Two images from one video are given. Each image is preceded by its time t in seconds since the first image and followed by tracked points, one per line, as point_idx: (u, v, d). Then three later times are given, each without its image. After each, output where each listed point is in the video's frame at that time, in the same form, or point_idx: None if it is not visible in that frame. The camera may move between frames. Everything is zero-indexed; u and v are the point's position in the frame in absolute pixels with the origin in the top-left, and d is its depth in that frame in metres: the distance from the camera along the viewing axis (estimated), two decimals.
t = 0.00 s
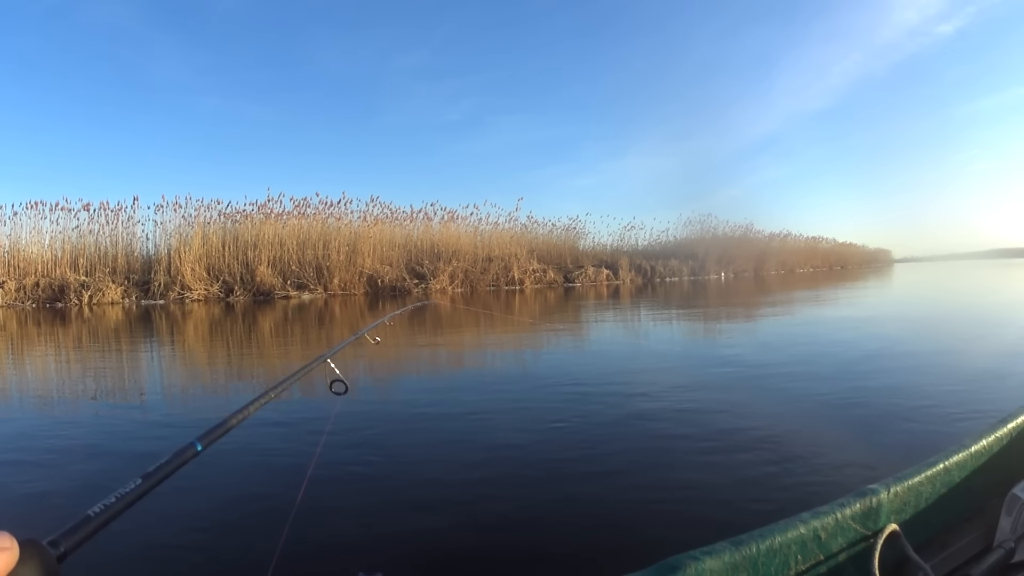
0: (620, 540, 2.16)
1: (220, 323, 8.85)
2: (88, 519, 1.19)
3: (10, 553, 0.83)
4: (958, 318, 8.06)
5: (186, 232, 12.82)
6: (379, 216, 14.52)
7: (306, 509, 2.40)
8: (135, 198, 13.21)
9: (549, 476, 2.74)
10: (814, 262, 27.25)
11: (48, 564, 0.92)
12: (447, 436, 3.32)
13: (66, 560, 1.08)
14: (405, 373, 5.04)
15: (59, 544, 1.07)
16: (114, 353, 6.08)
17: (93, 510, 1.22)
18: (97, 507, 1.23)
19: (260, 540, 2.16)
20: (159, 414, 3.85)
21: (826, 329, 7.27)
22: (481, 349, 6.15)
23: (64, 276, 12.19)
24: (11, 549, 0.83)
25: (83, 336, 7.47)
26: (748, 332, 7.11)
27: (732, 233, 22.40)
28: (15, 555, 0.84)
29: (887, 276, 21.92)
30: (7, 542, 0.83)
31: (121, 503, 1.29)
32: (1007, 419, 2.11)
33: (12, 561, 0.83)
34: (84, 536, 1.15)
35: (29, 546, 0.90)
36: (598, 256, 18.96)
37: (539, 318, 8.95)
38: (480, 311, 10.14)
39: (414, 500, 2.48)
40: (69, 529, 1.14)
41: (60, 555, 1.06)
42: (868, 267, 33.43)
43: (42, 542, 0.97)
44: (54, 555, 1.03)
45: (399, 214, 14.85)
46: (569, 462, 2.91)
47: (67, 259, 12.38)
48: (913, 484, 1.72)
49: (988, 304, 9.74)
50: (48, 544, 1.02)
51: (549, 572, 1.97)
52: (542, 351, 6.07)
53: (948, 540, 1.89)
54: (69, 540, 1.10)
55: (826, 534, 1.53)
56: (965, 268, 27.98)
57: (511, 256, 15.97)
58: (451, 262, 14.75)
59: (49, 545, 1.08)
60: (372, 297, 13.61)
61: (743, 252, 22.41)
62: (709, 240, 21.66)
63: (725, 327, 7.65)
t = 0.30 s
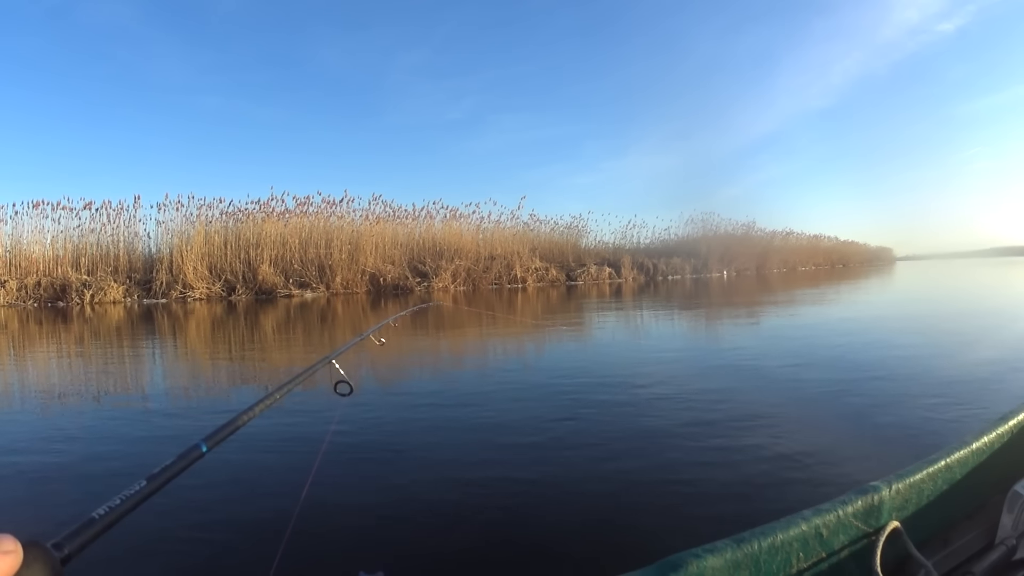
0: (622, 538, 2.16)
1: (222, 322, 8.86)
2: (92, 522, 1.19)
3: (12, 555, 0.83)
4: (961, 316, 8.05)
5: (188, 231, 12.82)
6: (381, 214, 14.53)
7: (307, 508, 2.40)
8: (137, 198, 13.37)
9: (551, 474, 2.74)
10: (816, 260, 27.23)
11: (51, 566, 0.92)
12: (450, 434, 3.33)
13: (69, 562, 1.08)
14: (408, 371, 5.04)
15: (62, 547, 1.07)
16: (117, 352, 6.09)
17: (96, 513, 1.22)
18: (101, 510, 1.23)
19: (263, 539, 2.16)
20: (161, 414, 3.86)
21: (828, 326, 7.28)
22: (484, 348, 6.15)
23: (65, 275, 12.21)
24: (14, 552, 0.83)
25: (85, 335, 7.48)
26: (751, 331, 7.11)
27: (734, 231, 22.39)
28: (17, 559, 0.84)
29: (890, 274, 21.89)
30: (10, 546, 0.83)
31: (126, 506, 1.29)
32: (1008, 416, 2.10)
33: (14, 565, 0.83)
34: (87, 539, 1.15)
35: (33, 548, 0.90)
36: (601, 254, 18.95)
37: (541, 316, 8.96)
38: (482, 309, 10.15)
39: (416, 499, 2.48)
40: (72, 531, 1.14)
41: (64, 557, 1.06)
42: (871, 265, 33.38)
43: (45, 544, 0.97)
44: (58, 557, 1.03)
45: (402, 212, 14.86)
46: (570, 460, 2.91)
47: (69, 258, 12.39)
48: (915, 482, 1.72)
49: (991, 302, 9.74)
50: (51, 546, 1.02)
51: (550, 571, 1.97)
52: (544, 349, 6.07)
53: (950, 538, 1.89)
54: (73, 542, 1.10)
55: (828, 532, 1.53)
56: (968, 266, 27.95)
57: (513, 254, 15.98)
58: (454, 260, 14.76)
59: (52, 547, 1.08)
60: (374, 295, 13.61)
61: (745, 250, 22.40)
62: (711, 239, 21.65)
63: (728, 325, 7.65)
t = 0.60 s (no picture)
0: (622, 536, 2.16)
1: (224, 319, 8.88)
2: (93, 520, 1.19)
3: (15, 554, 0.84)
4: (965, 313, 8.04)
5: (190, 229, 12.84)
6: (383, 212, 14.53)
7: (308, 506, 2.40)
8: (140, 196, 13.41)
9: (552, 472, 2.75)
10: (819, 257, 27.22)
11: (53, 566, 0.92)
12: (452, 432, 3.33)
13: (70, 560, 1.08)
14: (410, 369, 5.06)
15: (63, 546, 1.08)
16: (119, 351, 6.11)
17: (98, 512, 1.22)
18: (103, 509, 1.23)
19: (265, 537, 2.16)
20: (164, 411, 3.88)
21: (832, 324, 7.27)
22: (487, 345, 6.17)
23: (67, 274, 12.23)
24: (15, 551, 0.83)
25: (88, 334, 7.50)
26: (753, 328, 7.11)
27: (737, 229, 22.36)
28: (19, 558, 0.84)
29: (893, 271, 21.86)
30: (11, 544, 0.83)
31: (127, 504, 1.29)
32: (1008, 413, 2.10)
33: (16, 563, 0.83)
34: (89, 538, 1.15)
35: (34, 547, 0.91)
36: (603, 251, 18.95)
37: (544, 314, 8.98)
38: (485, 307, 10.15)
39: (418, 497, 2.48)
40: (74, 529, 1.15)
41: (65, 556, 1.07)
42: (873, 263, 33.33)
43: (46, 544, 0.97)
44: (60, 556, 1.03)
45: (404, 210, 14.85)
46: (572, 458, 2.92)
47: (70, 256, 12.42)
48: (916, 479, 1.72)
49: (995, 299, 9.72)
50: (52, 545, 1.03)
51: (551, 568, 1.98)
52: (547, 347, 6.09)
53: (950, 535, 1.89)
54: (74, 541, 1.10)
55: (829, 529, 1.54)
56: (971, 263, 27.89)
57: (516, 252, 15.97)
58: (456, 258, 14.77)
59: (53, 546, 1.08)
60: (377, 293, 13.62)
61: (748, 247, 22.38)
62: (714, 236, 21.64)
63: (730, 322, 7.65)
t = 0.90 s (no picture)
0: (623, 536, 2.16)
1: (227, 319, 8.91)
2: (93, 519, 1.20)
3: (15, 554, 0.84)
4: (969, 313, 8.02)
5: (193, 229, 12.86)
6: (386, 211, 14.54)
7: (309, 505, 2.41)
8: (143, 196, 13.45)
9: (552, 471, 2.75)
10: (822, 256, 27.18)
11: (52, 566, 0.91)
12: (453, 431, 3.34)
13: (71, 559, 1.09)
14: (413, 368, 5.08)
15: (64, 544, 1.09)
16: (122, 350, 6.13)
17: (98, 511, 1.23)
18: (103, 507, 1.24)
19: (266, 536, 2.17)
20: (167, 411, 3.90)
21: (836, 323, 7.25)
22: (490, 345, 6.18)
23: (69, 274, 12.26)
24: (15, 550, 0.84)
25: (91, 333, 7.53)
26: (756, 327, 7.12)
27: (740, 228, 22.34)
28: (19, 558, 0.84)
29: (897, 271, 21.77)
30: (11, 543, 0.84)
31: (126, 503, 1.30)
32: (1009, 413, 2.10)
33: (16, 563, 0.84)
34: (89, 536, 1.16)
35: (34, 546, 0.91)
36: (607, 251, 18.93)
37: (547, 313, 8.98)
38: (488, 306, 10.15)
39: (418, 496, 2.49)
40: (74, 527, 1.16)
41: (65, 554, 1.08)
42: (877, 262, 33.28)
43: (46, 542, 0.98)
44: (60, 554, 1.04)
45: (407, 210, 14.86)
46: (572, 457, 2.92)
47: (73, 256, 12.45)
48: (916, 479, 1.72)
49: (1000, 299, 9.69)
50: (52, 544, 1.04)
51: (550, 567, 1.98)
52: (550, 346, 6.10)
53: (950, 535, 1.89)
54: (74, 539, 1.11)
55: (828, 529, 1.54)
56: (976, 262, 27.79)
57: (519, 251, 15.97)
58: (459, 257, 14.77)
59: (54, 544, 1.10)
60: (380, 293, 13.62)
61: (751, 246, 22.35)
62: (717, 236, 21.62)
63: (733, 321, 7.65)
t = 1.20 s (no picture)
0: (624, 535, 2.16)
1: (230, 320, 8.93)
2: (92, 521, 1.20)
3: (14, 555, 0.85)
4: (973, 310, 8.02)
5: (196, 229, 12.89)
6: (389, 211, 14.57)
7: (311, 505, 2.42)
8: (145, 197, 13.47)
9: (554, 470, 2.75)
10: (825, 254, 27.16)
11: (51, 569, 0.91)
12: (455, 430, 3.35)
13: (70, 561, 1.10)
14: (416, 368, 5.10)
15: (63, 547, 1.09)
16: (125, 352, 6.16)
17: (97, 512, 1.24)
18: (102, 509, 1.24)
19: (268, 536, 2.18)
20: (170, 412, 3.92)
21: (839, 321, 7.26)
22: (493, 344, 6.20)
23: (72, 275, 12.28)
24: (14, 551, 0.84)
25: (94, 335, 7.56)
26: (759, 326, 7.12)
27: (743, 226, 22.33)
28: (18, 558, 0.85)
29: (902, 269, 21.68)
30: (10, 545, 0.84)
31: (125, 505, 1.31)
32: (1008, 411, 2.09)
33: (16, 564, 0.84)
34: (89, 537, 1.17)
35: (32, 546, 0.91)
36: (610, 250, 18.94)
37: (551, 313, 9.00)
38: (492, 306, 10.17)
39: (420, 496, 2.49)
40: (73, 529, 1.16)
41: (64, 556, 1.08)
42: (880, 260, 33.24)
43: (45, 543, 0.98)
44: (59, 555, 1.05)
45: (410, 210, 14.88)
46: (573, 456, 2.93)
47: (75, 257, 12.48)
48: (916, 478, 1.71)
49: (1004, 297, 9.68)
50: (51, 545, 1.04)
51: (551, 565, 1.99)
52: (553, 346, 6.11)
53: (950, 534, 1.89)
54: (74, 541, 1.12)
55: (829, 527, 1.53)
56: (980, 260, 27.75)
57: (522, 251, 15.98)
58: (463, 257, 14.79)
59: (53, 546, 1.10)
60: (383, 293, 13.64)
61: (754, 245, 22.33)
62: (719, 235, 21.62)
63: (736, 320, 7.66)
